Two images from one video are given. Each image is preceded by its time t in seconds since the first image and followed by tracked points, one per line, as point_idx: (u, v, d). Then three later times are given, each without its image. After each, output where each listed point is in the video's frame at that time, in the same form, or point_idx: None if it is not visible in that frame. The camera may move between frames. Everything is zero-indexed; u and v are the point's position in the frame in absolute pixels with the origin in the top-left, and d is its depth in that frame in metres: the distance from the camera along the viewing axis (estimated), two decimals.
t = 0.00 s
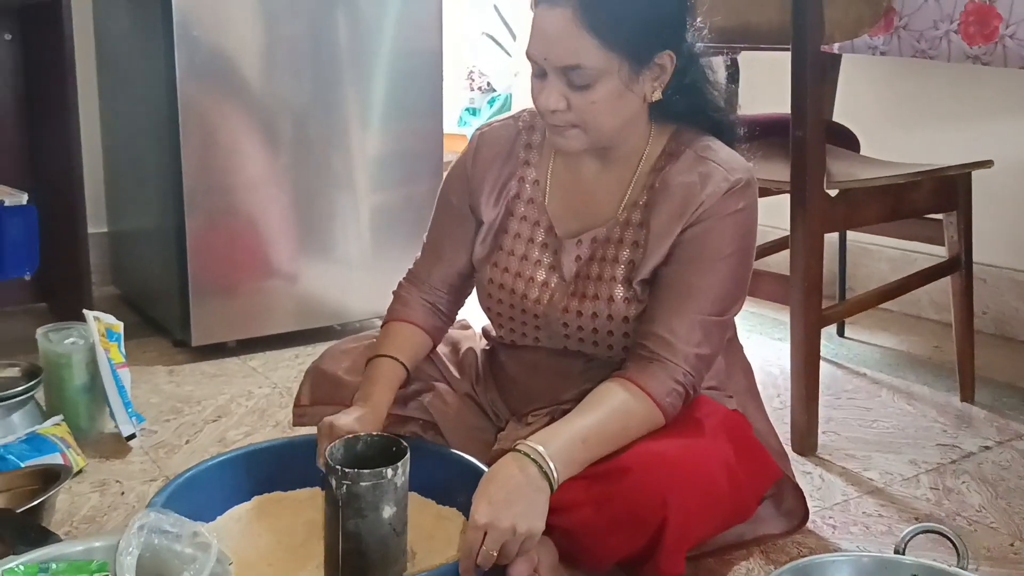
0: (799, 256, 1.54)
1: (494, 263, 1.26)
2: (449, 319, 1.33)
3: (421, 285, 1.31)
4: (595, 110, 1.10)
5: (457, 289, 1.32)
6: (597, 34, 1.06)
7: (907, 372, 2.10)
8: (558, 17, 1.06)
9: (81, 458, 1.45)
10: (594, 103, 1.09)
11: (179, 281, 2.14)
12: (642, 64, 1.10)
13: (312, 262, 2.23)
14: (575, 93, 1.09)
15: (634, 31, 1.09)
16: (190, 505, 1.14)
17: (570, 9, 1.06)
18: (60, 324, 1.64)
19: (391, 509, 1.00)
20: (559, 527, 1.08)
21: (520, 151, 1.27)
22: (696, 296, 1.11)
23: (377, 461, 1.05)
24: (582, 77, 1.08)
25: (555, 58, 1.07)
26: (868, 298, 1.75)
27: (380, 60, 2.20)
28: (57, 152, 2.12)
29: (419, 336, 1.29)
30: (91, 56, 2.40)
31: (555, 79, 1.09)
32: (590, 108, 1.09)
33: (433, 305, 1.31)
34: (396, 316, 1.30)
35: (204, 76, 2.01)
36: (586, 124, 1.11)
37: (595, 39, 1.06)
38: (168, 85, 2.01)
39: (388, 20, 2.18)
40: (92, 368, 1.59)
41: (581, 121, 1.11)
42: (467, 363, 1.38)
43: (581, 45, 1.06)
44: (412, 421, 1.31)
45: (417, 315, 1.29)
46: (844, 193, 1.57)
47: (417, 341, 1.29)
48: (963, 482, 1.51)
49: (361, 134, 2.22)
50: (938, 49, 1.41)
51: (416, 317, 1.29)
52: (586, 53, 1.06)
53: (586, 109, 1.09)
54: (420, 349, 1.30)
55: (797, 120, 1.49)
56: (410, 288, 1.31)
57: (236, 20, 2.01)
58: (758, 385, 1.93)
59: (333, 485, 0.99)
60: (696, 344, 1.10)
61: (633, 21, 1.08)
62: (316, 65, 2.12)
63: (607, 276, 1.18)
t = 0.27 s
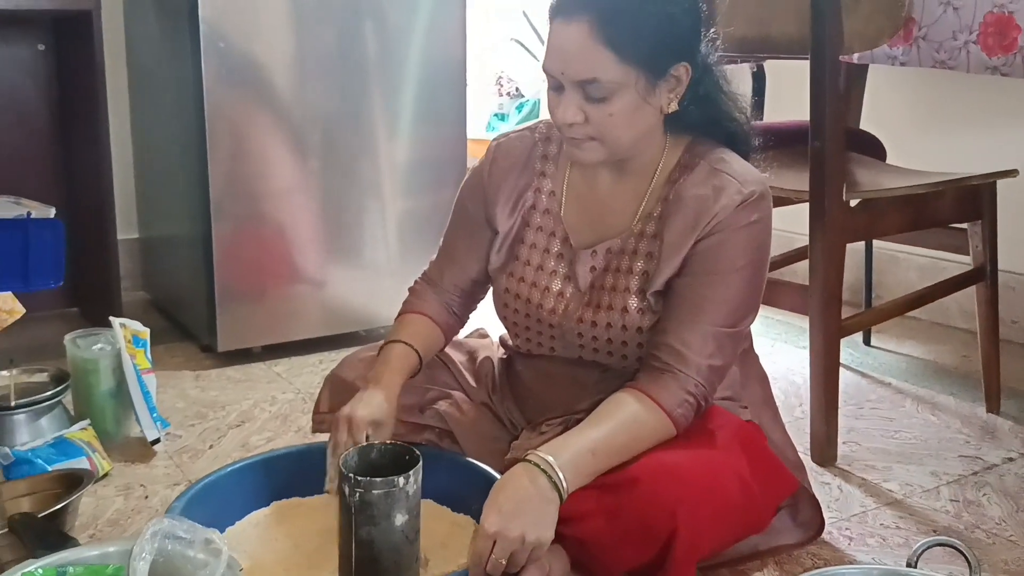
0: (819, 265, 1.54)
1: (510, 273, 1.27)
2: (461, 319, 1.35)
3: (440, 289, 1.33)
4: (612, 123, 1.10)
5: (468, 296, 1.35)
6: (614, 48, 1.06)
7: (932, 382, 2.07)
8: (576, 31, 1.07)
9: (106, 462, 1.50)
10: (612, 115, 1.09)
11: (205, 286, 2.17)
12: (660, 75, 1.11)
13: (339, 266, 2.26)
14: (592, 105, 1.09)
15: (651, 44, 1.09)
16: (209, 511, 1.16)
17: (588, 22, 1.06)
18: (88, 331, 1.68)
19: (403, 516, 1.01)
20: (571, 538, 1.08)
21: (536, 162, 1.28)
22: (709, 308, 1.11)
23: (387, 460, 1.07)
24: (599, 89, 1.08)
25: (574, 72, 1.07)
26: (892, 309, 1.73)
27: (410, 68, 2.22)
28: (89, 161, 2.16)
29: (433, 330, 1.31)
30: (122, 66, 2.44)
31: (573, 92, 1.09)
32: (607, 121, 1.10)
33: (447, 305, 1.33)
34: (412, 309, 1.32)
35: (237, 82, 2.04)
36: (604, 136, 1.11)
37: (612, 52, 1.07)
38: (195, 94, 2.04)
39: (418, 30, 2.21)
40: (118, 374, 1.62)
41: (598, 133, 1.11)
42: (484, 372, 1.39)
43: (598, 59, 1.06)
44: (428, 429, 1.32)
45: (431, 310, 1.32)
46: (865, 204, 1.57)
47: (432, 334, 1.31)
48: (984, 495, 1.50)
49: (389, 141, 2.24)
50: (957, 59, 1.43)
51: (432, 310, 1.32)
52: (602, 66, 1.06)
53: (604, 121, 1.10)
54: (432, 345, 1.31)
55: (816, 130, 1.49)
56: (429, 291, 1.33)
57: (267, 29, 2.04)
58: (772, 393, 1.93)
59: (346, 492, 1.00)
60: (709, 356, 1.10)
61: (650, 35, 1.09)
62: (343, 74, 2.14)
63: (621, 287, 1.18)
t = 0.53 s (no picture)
0: (816, 267, 1.54)
1: (505, 273, 1.28)
2: (460, 314, 1.36)
3: (438, 287, 1.35)
4: (601, 125, 1.11)
5: (466, 295, 1.36)
6: (603, 50, 1.07)
7: (935, 383, 2.04)
8: (565, 33, 1.08)
9: (110, 461, 1.51)
10: (601, 116, 1.10)
11: (211, 286, 2.19)
12: (649, 77, 1.11)
13: (345, 266, 2.28)
14: (582, 106, 1.10)
15: (641, 47, 1.10)
16: (207, 509, 1.19)
17: (576, 25, 1.08)
18: (93, 330, 1.70)
19: (394, 515, 1.03)
20: (561, 537, 1.10)
21: (531, 163, 1.29)
22: (698, 310, 1.12)
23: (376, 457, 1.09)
24: (587, 90, 1.09)
25: (562, 73, 1.09)
26: (893, 310, 1.73)
27: (418, 70, 2.24)
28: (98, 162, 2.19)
29: (433, 322, 1.33)
30: (132, 68, 2.47)
31: (562, 93, 1.10)
32: (596, 121, 1.11)
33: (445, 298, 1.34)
34: (415, 299, 1.34)
35: (246, 83, 2.06)
36: (593, 137, 1.12)
37: (601, 54, 1.08)
38: (200, 96, 2.06)
39: (426, 32, 2.23)
40: (123, 373, 1.65)
41: (588, 134, 1.12)
42: (480, 372, 1.40)
43: (587, 61, 1.07)
44: (424, 428, 1.34)
45: (431, 301, 1.33)
46: (864, 206, 1.57)
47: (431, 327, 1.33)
48: (981, 496, 1.50)
49: (395, 142, 2.25)
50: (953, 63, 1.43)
51: (433, 303, 1.33)
52: (591, 68, 1.08)
53: (592, 122, 1.11)
54: (432, 338, 1.33)
55: (812, 132, 1.50)
56: (427, 288, 1.35)
57: (275, 31, 2.06)
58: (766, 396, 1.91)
59: (339, 490, 1.02)
60: (698, 357, 1.11)
61: (640, 37, 1.09)
62: (350, 75, 2.16)
63: (613, 288, 1.19)
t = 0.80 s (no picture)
0: (803, 265, 1.55)
1: (491, 274, 1.29)
2: (444, 310, 1.37)
3: (424, 286, 1.35)
4: (577, 124, 1.12)
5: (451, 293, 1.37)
6: (580, 49, 1.09)
7: (926, 381, 2.04)
8: (542, 33, 1.09)
9: (102, 462, 1.52)
10: (577, 115, 1.11)
11: (205, 287, 2.20)
12: (625, 76, 1.12)
13: (340, 267, 2.28)
14: (559, 105, 1.11)
15: (618, 47, 1.11)
16: (197, 509, 1.20)
17: (553, 24, 1.09)
18: (86, 332, 1.71)
19: (380, 514, 1.04)
20: (547, 535, 1.11)
21: (516, 165, 1.30)
22: (680, 309, 1.13)
23: (372, 458, 1.08)
24: (564, 89, 1.10)
25: (538, 71, 1.09)
26: (882, 309, 1.74)
27: (412, 71, 2.25)
28: (91, 164, 2.20)
29: (423, 318, 1.33)
30: (126, 69, 2.48)
31: (539, 91, 1.11)
32: (572, 120, 1.11)
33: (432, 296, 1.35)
34: (401, 298, 1.34)
35: (239, 83, 2.07)
36: (570, 137, 1.13)
37: (578, 53, 1.09)
38: (192, 97, 2.06)
39: (420, 34, 2.23)
40: (115, 374, 1.66)
41: (565, 135, 1.13)
42: (470, 371, 1.41)
43: (564, 61, 1.08)
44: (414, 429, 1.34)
45: (418, 299, 1.34)
46: (852, 205, 1.57)
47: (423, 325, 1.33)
48: (969, 494, 1.51)
49: (390, 142, 2.26)
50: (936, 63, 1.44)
51: (421, 300, 1.34)
52: (568, 68, 1.09)
53: (569, 121, 1.11)
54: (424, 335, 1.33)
55: (799, 132, 1.51)
56: (412, 287, 1.35)
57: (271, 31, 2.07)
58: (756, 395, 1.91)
59: (325, 491, 1.02)
60: (680, 356, 1.12)
61: (617, 37, 1.10)
62: (343, 75, 2.16)
63: (596, 288, 1.20)
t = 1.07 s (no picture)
0: (801, 277, 1.56)
1: (488, 288, 1.30)
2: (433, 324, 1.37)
3: (412, 300, 1.36)
4: (569, 139, 1.13)
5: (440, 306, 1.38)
6: (572, 66, 1.10)
7: (928, 392, 2.04)
8: (535, 48, 1.10)
9: (104, 474, 1.53)
10: (570, 130, 1.12)
11: (208, 300, 2.22)
12: (617, 92, 1.14)
13: (344, 278, 2.30)
14: (552, 121, 1.12)
15: (610, 63, 1.12)
16: (196, 522, 1.21)
17: (545, 40, 1.10)
18: (89, 344, 1.72)
19: (363, 512, 1.05)
20: (545, 548, 1.11)
21: (512, 179, 1.30)
22: (676, 322, 1.13)
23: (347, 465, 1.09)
24: (557, 104, 1.11)
25: (531, 87, 1.11)
26: (881, 319, 1.74)
27: (415, 83, 2.26)
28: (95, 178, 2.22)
29: (407, 332, 1.33)
30: (129, 83, 2.50)
31: (533, 106, 1.12)
32: (565, 136, 1.13)
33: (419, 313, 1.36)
34: (387, 311, 1.34)
35: (243, 96, 2.09)
36: (563, 153, 1.14)
37: (570, 70, 1.10)
38: (195, 111, 2.08)
39: (423, 47, 2.25)
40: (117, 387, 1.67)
41: (558, 151, 1.14)
42: (468, 383, 1.41)
43: (556, 76, 1.10)
44: (412, 441, 1.35)
45: (406, 314, 1.34)
46: (848, 216, 1.58)
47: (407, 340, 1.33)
48: (968, 505, 1.51)
49: (393, 154, 2.28)
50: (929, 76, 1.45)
51: (406, 315, 1.34)
52: (560, 83, 1.10)
53: (562, 136, 1.13)
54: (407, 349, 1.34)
55: (794, 144, 1.52)
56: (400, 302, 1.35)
57: (275, 44, 2.08)
58: (756, 406, 1.91)
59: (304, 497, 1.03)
60: (676, 370, 1.13)
61: (609, 52, 1.12)
62: (344, 88, 2.18)
63: (592, 302, 1.21)
